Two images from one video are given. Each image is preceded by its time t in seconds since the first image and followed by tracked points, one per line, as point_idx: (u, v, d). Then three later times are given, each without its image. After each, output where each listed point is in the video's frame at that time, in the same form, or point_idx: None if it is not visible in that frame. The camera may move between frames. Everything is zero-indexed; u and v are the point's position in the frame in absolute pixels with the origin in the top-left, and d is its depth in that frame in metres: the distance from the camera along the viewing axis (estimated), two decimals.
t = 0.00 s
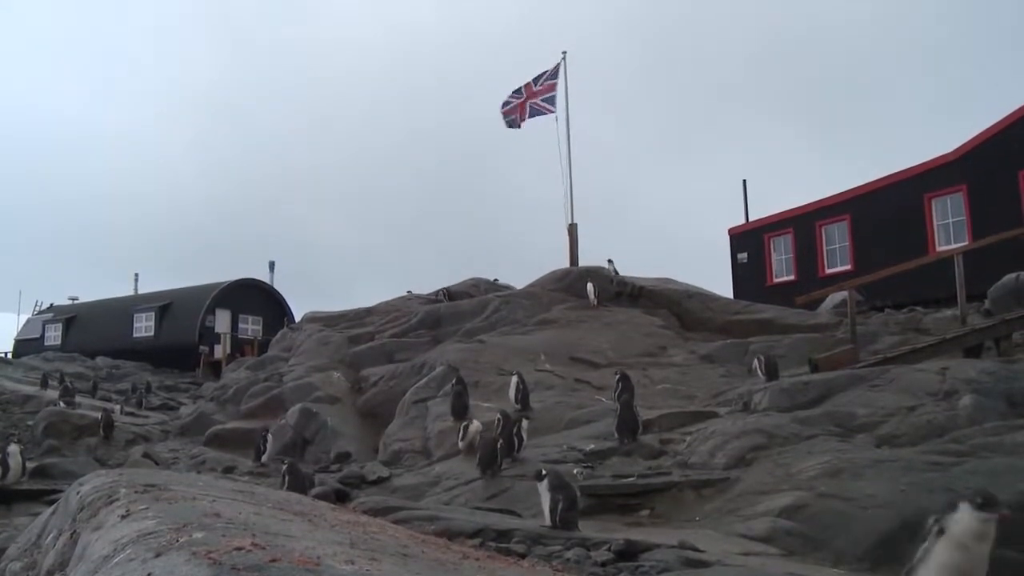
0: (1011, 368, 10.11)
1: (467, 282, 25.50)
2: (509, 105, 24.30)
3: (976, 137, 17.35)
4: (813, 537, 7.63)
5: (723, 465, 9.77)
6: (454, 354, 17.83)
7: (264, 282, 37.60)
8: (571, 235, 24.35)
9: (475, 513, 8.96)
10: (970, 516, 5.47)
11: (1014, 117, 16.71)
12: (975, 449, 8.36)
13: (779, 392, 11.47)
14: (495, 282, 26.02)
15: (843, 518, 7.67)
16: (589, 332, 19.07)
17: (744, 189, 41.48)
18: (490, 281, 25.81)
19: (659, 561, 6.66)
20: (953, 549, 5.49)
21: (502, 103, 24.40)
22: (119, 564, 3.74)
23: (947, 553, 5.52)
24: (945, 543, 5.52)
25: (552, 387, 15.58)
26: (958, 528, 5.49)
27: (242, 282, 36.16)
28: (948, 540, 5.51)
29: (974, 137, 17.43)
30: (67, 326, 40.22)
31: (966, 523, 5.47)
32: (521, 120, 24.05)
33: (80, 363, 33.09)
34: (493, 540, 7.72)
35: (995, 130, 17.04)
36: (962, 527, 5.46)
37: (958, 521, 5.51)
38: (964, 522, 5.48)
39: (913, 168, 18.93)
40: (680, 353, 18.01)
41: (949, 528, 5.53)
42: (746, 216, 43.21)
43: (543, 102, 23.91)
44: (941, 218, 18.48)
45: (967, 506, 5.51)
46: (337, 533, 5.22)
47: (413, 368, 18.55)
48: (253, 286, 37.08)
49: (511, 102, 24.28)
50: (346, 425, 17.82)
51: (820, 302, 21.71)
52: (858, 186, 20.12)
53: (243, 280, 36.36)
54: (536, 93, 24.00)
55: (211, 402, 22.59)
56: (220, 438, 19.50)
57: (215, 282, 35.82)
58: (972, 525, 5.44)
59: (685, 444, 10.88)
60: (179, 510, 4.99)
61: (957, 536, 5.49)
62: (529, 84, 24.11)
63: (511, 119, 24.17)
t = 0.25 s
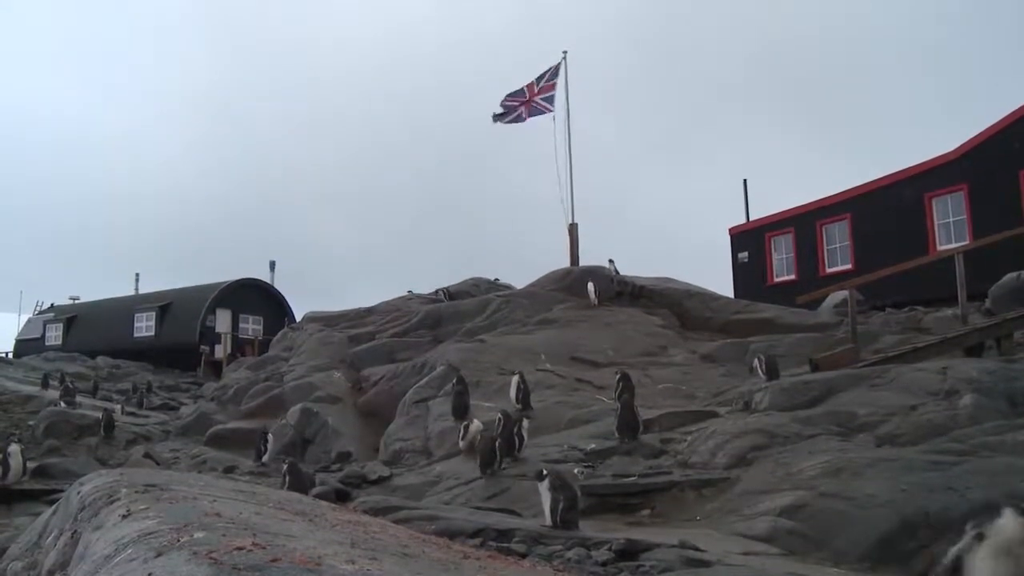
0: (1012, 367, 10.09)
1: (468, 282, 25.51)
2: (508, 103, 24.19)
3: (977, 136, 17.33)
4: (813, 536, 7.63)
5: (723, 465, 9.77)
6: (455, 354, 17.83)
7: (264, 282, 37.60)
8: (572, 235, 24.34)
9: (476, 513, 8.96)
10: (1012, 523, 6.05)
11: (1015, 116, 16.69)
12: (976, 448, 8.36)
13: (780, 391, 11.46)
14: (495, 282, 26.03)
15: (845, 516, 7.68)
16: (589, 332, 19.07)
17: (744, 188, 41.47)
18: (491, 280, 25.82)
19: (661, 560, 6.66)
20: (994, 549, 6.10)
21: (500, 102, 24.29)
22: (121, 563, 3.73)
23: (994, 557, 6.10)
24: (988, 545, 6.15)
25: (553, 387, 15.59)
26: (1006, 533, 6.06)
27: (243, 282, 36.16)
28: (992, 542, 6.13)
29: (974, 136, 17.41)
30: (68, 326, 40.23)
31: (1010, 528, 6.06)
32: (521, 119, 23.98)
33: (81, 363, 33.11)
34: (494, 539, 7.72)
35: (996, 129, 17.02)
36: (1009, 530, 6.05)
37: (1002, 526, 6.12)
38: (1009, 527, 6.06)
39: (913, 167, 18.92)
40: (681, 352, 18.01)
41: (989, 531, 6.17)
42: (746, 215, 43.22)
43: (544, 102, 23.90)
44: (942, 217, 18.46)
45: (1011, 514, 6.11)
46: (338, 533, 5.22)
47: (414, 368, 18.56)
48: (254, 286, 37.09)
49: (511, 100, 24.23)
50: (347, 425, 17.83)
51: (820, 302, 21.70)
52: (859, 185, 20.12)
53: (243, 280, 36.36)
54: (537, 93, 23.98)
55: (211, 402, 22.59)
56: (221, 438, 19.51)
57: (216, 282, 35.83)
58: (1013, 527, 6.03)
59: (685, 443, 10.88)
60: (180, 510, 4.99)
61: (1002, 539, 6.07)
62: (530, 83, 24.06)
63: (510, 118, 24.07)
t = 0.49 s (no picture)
0: (1012, 367, 10.09)
1: (468, 281, 25.52)
2: (511, 103, 24.23)
3: (978, 135, 17.31)
4: (813, 536, 7.62)
5: (723, 464, 9.77)
6: (455, 353, 17.83)
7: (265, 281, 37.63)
8: (573, 234, 24.35)
9: (477, 512, 8.96)
10: None
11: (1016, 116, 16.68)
12: (977, 448, 8.35)
13: (781, 391, 11.45)
14: (496, 282, 26.04)
15: (845, 515, 7.68)
16: (590, 331, 19.07)
17: (744, 187, 41.46)
18: (491, 280, 25.82)
19: (661, 560, 6.66)
20: None
21: (503, 103, 24.35)
22: (121, 563, 3.72)
23: None
24: None
25: (553, 386, 15.58)
26: None
27: (244, 281, 36.19)
28: None
29: (974, 136, 17.41)
30: (69, 325, 40.27)
31: None
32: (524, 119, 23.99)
33: (81, 362, 33.14)
34: (494, 539, 7.72)
35: (997, 128, 17.00)
36: None
37: None
38: None
39: (914, 167, 18.91)
40: (681, 352, 18.00)
41: None
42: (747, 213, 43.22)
43: (546, 102, 23.90)
44: (943, 217, 18.45)
45: None
46: (339, 532, 5.22)
47: (414, 367, 18.56)
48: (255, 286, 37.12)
49: (513, 101, 24.24)
50: (347, 424, 17.82)
51: (820, 301, 21.70)
52: (859, 185, 20.11)
53: (244, 279, 36.39)
54: (539, 92, 23.95)
55: (212, 401, 22.59)
56: (221, 437, 19.52)
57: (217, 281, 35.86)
58: None
59: (686, 443, 10.88)
60: (180, 509, 4.99)
61: None
62: (532, 81, 24.03)
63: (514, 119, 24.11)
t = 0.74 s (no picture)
0: (1013, 367, 10.08)
1: (469, 281, 25.52)
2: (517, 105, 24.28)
3: (978, 135, 17.30)
4: (814, 536, 7.62)
5: (724, 464, 9.77)
6: (455, 353, 17.83)
7: (266, 280, 37.65)
8: (573, 234, 24.35)
9: (477, 513, 8.95)
10: None
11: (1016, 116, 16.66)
12: (977, 448, 8.34)
13: (781, 391, 11.45)
14: (496, 282, 26.04)
15: (846, 515, 7.68)
16: (590, 331, 19.07)
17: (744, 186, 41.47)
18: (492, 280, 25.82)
19: (661, 560, 6.65)
20: None
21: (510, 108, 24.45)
22: (121, 564, 3.72)
23: None
24: None
25: (554, 386, 15.58)
26: None
27: (244, 281, 36.21)
28: None
29: (974, 136, 17.39)
30: (69, 325, 40.28)
31: None
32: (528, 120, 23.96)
33: (82, 363, 33.15)
34: (495, 539, 7.71)
35: (997, 128, 16.98)
36: None
37: None
38: None
39: (914, 167, 18.91)
40: (682, 352, 17.99)
41: None
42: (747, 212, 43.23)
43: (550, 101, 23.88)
44: (943, 217, 18.45)
45: None
46: (339, 532, 5.21)
47: (414, 367, 18.55)
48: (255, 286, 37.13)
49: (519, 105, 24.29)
50: (347, 425, 17.81)
51: (821, 301, 21.70)
52: (860, 185, 20.11)
53: (244, 279, 36.40)
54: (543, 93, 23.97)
55: (212, 401, 22.58)
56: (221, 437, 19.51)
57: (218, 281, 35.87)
58: None
59: (687, 443, 10.88)
60: (180, 509, 4.99)
61: None
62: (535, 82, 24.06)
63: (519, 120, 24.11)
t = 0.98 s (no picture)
0: (1013, 367, 10.08)
1: (469, 282, 25.53)
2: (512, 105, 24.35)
3: (978, 135, 17.30)
4: (815, 537, 7.62)
5: (724, 465, 9.77)
6: (455, 354, 17.83)
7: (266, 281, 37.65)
8: (573, 234, 24.35)
9: (477, 513, 8.96)
10: None
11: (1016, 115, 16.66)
12: (978, 448, 8.34)
13: (782, 391, 11.44)
14: (497, 282, 26.05)
15: (847, 516, 7.67)
16: (591, 331, 19.07)
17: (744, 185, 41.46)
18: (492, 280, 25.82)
19: (661, 561, 6.65)
20: None
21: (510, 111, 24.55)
22: (123, 564, 3.72)
23: None
24: None
25: (554, 386, 15.58)
26: None
27: (245, 282, 36.22)
28: None
29: (974, 136, 17.39)
30: (70, 326, 40.30)
31: None
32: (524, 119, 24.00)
33: (83, 363, 33.16)
34: (496, 539, 7.71)
35: (997, 128, 16.97)
36: None
37: None
38: None
39: (914, 167, 18.91)
40: (682, 352, 17.98)
41: None
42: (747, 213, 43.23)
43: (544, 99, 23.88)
44: (943, 217, 18.45)
45: None
46: (339, 533, 5.22)
47: (414, 368, 18.56)
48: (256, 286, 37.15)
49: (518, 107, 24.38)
50: (347, 425, 17.81)
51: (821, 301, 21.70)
52: (860, 185, 20.11)
53: (245, 280, 36.42)
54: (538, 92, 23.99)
55: (213, 402, 22.58)
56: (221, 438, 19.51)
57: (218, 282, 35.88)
58: None
59: (687, 443, 10.88)
60: (180, 510, 4.99)
61: None
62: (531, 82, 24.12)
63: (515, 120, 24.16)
